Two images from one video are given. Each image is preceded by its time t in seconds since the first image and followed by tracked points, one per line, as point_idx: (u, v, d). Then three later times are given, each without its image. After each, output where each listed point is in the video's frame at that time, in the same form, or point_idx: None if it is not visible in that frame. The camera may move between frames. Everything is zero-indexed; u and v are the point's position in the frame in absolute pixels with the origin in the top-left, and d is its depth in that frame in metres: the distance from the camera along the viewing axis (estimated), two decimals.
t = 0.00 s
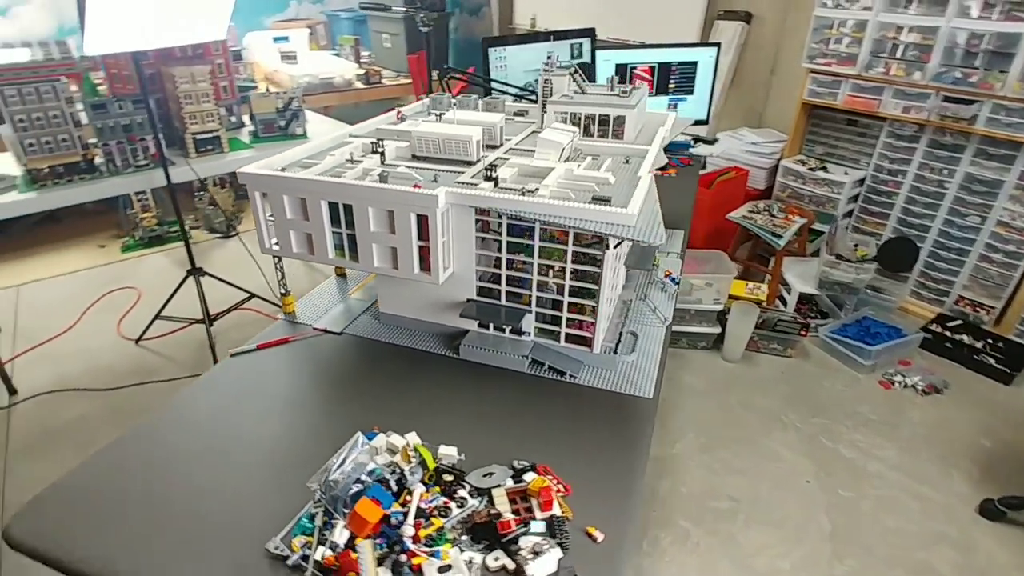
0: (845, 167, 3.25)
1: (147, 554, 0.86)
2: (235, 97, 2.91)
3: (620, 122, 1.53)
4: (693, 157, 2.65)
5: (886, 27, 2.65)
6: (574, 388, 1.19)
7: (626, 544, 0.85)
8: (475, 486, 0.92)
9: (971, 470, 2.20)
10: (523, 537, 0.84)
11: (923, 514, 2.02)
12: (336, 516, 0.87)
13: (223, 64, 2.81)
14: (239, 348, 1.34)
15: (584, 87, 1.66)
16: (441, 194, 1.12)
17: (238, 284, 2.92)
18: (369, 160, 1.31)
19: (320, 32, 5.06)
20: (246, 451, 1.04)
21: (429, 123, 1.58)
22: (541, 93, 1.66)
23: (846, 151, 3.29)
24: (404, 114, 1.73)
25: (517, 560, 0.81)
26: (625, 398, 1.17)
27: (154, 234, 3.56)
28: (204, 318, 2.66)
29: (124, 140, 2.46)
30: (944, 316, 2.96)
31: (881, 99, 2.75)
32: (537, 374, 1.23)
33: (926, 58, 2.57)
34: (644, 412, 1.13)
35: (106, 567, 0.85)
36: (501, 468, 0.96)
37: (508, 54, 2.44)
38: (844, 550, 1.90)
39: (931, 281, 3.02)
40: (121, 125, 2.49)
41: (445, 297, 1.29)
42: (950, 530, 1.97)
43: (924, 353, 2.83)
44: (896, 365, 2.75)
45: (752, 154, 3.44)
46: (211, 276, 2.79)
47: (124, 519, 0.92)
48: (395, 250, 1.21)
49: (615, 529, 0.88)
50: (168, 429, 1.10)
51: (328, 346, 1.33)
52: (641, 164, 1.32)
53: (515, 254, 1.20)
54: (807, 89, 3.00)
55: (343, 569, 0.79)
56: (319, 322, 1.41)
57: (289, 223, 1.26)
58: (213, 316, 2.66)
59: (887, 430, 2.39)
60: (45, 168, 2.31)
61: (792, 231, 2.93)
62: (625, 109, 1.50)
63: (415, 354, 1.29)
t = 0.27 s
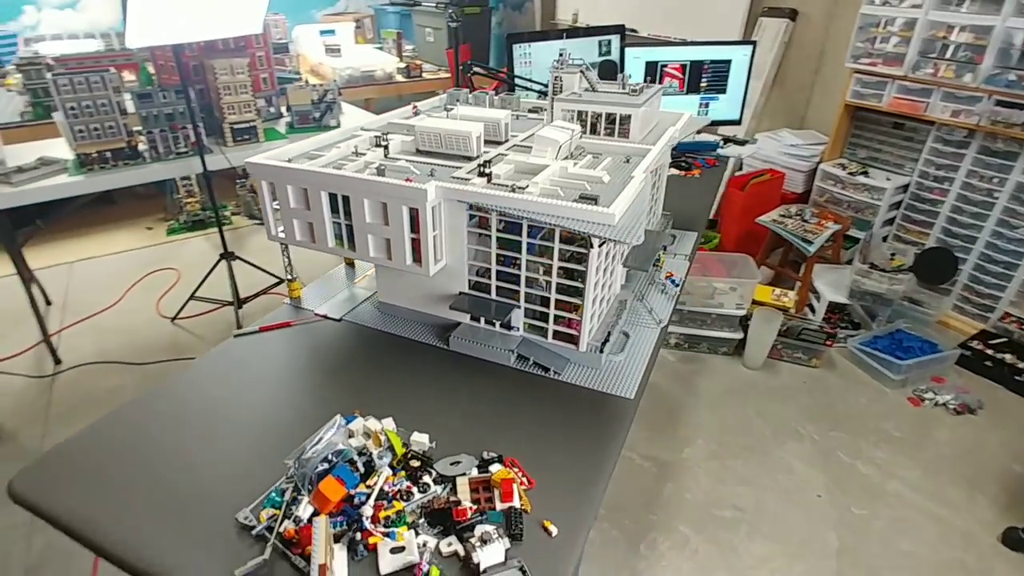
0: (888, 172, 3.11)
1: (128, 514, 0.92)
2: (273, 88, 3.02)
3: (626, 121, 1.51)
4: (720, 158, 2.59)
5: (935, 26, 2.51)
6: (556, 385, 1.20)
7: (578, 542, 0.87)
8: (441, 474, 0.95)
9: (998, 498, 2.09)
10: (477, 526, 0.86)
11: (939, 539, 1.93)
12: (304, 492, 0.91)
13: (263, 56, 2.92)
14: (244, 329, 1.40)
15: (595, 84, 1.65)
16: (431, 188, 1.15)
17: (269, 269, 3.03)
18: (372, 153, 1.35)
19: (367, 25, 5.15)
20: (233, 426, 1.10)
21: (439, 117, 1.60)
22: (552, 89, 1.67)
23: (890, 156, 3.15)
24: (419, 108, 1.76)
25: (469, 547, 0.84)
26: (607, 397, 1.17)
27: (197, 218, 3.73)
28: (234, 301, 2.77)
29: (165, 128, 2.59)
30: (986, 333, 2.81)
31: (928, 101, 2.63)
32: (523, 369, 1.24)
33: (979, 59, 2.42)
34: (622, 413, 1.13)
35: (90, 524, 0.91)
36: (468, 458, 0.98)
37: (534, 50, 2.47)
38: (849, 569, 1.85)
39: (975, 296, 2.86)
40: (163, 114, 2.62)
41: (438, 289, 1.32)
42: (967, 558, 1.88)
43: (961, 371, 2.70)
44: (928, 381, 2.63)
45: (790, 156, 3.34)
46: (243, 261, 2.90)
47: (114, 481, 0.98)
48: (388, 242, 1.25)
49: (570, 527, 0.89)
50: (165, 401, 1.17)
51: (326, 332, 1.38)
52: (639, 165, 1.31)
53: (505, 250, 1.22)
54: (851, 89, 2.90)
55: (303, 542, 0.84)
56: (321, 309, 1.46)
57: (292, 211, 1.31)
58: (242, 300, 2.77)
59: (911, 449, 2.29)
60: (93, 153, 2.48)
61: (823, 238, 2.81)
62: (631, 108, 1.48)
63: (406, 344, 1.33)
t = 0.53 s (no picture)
0: (928, 176, 2.99)
1: (136, 487, 0.96)
2: (307, 83, 3.11)
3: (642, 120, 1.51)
4: (747, 159, 2.54)
5: (981, 24, 2.40)
6: (557, 383, 1.20)
7: (563, 538, 0.87)
8: (435, 464, 0.97)
9: None
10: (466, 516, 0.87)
11: (962, 558, 1.87)
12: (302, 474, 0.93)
13: (297, 51, 3.01)
14: (259, 316, 1.45)
15: (613, 83, 1.65)
16: (438, 184, 1.17)
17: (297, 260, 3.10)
18: (386, 148, 1.38)
19: (403, 21, 5.19)
20: (242, 409, 1.14)
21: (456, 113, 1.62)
22: (570, 86, 1.67)
23: (931, 160, 3.01)
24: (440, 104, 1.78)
25: (455, 536, 0.85)
26: (608, 396, 1.17)
27: (232, 208, 3.84)
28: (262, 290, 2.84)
29: (201, 121, 2.68)
30: None
31: (971, 103, 2.52)
32: (525, 364, 1.25)
33: None
34: (621, 412, 1.13)
35: (102, 495, 0.95)
36: (462, 449, 1.00)
37: (558, 48, 2.48)
38: None
39: (1016, 307, 2.73)
40: (199, 107, 2.71)
41: (446, 283, 1.34)
42: None
43: (997, 385, 2.59)
44: (961, 394, 2.53)
45: (824, 158, 3.25)
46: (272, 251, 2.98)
47: (126, 456, 1.03)
48: (398, 235, 1.27)
49: (558, 523, 0.90)
50: (179, 383, 1.21)
51: (336, 322, 1.41)
52: (649, 165, 1.30)
53: (510, 246, 1.23)
54: (890, 89, 2.80)
55: (297, 522, 0.86)
56: (334, 299, 1.49)
57: (308, 203, 1.34)
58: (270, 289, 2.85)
59: (938, 463, 2.21)
60: (134, 144, 2.59)
61: (854, 243, 2.71)
62: (647, 108, 1.47)
63: (413, 336, 1.34)
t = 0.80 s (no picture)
0: (964, 180, 2.88)
1: (139, 475, 0.97)
2: (331, 79, 3.14)
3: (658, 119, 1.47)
4: (772, 159, 2.48)
5: None
6: (563, 385, 1.18)
7: (559, 544, 0.85)
8: (433, 463, 0.96)
9: None
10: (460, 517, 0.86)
11: None
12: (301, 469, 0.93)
13: (321, 47, 3.04)
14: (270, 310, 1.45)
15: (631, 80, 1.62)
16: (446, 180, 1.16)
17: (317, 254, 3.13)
18: (397, 144, 1.37)
19: (430, 17, 5.21)
20: (247, 400, 1.14)
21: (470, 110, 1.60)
22: (587, 84, 1.64)
23: (967, 163, 2.90)
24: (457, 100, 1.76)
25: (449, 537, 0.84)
26: (614, 400, 1.14)
27: (257, 201, 3.90)
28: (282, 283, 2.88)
29: (226, 116, 2.72)
30: None
31: (1011, 104, 2.41)
32: (531, 365, 1.23)
33: None
34: (627, 417, 1.10)
35: (105, 482, 0.96)
36: (462, 449, 0.99)
37: (579, 44, 2.46)
38: None
39: None
40: (224, 102, 2.76)
41: (455, 281, 1.33)
42: None
43: None
44: (992, 408, 2.43)
45: (855, 160, 3.14)
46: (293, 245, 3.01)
47: (132, 443, 1.04)
48: (406, 232, 1.26)
49: (554, 529, 0.88)
50: (187, 373, 1.22)
51: (346, 318, 1.41)
52: (663, 165, 1.27)
53: (519, 245, 1.22)
54: (925, 90, 2.70)
55: (292, 517, 0.86)
56: (344, 294, 1.49)
57: (319, 198, 1.35)
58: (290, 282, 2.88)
59: (965, 478, 2.13)
60: (160, 138, 2.64)
61: (883, 247, 2.63)
62: (663, 106, 1.44)
63: (420, 333, 1.34)
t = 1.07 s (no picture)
0: (999, 189, 2.75)
1: (126, 464, 0.96)
2: (352, 71, 3.14)
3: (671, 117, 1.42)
4: (794, 162, 2.41)
5: None
6: (560, 389, 1.15)
7: (543, 557, 0.83)
8: (419, 465, 0.94)
9: None
10: (442, 522, 0.84)
11: None
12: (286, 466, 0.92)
13: (342, 38, 3.04)
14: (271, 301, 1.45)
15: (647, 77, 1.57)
16: (446, 175, 1.13)
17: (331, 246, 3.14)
18: (402, 138, 1.35)
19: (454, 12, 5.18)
20: (240, 392, 1.13)
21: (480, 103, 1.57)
22: (601, 80, 1.60)
23: (1003, 171, 2.77)
24: (470, 94, 1.74)
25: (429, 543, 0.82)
26: (611, 408, 1.11)
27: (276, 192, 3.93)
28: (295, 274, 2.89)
29: (245, 106, 2.74)
30: None
31: None
32: (529, 367, 1.20)
33: None
34: (624, 425, 1.07)
35: (93, 469, 0.96)
36: (450, 451, 0.97)
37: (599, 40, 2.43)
38: None
39: None
40: (242, 92, 2.78)
41: (456, 278, 1.31)
42: None
43: None
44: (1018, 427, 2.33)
45: (883, 165, 3.04)
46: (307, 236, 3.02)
47: (123, 431, 1.04)
48: (406, 227, 1.24)
49: (539, 539, 0.85)
50: (182, 362, 1.21)
51: (346, 312, 1.40)
52: (672, 165, 1.23)
53: (520, 243, 1.18)
54: (960, 93, 2.58)
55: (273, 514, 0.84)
56: (346, 288, 1.48)
57: (322, 191, 1.33)
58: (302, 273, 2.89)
59: (986, 500, 2.04)
60: (179, 126, 2.65)
61: (909, 256, 2.53)
62: (678, 104, 1.39)
63: (419, 330, 1.32)
